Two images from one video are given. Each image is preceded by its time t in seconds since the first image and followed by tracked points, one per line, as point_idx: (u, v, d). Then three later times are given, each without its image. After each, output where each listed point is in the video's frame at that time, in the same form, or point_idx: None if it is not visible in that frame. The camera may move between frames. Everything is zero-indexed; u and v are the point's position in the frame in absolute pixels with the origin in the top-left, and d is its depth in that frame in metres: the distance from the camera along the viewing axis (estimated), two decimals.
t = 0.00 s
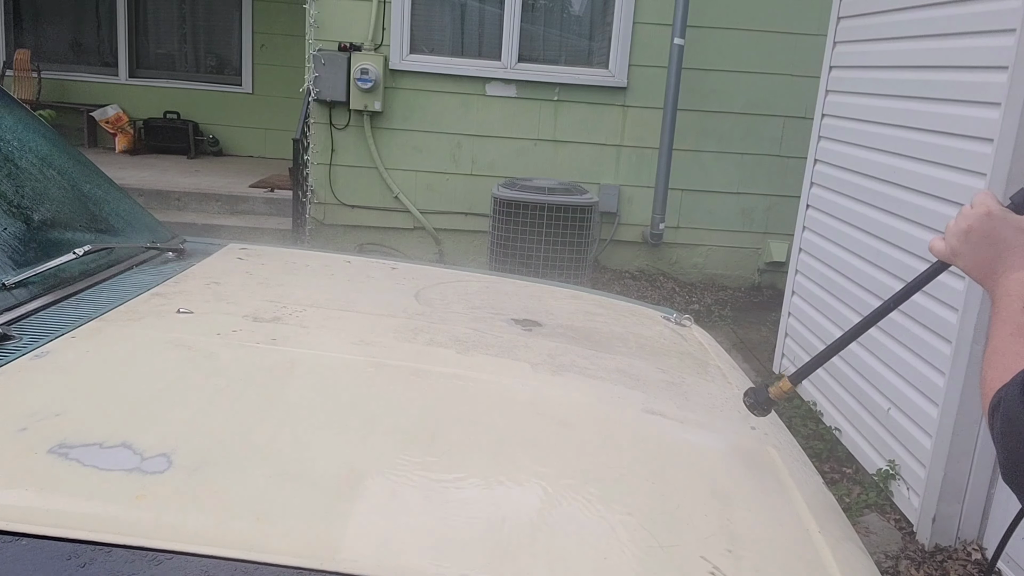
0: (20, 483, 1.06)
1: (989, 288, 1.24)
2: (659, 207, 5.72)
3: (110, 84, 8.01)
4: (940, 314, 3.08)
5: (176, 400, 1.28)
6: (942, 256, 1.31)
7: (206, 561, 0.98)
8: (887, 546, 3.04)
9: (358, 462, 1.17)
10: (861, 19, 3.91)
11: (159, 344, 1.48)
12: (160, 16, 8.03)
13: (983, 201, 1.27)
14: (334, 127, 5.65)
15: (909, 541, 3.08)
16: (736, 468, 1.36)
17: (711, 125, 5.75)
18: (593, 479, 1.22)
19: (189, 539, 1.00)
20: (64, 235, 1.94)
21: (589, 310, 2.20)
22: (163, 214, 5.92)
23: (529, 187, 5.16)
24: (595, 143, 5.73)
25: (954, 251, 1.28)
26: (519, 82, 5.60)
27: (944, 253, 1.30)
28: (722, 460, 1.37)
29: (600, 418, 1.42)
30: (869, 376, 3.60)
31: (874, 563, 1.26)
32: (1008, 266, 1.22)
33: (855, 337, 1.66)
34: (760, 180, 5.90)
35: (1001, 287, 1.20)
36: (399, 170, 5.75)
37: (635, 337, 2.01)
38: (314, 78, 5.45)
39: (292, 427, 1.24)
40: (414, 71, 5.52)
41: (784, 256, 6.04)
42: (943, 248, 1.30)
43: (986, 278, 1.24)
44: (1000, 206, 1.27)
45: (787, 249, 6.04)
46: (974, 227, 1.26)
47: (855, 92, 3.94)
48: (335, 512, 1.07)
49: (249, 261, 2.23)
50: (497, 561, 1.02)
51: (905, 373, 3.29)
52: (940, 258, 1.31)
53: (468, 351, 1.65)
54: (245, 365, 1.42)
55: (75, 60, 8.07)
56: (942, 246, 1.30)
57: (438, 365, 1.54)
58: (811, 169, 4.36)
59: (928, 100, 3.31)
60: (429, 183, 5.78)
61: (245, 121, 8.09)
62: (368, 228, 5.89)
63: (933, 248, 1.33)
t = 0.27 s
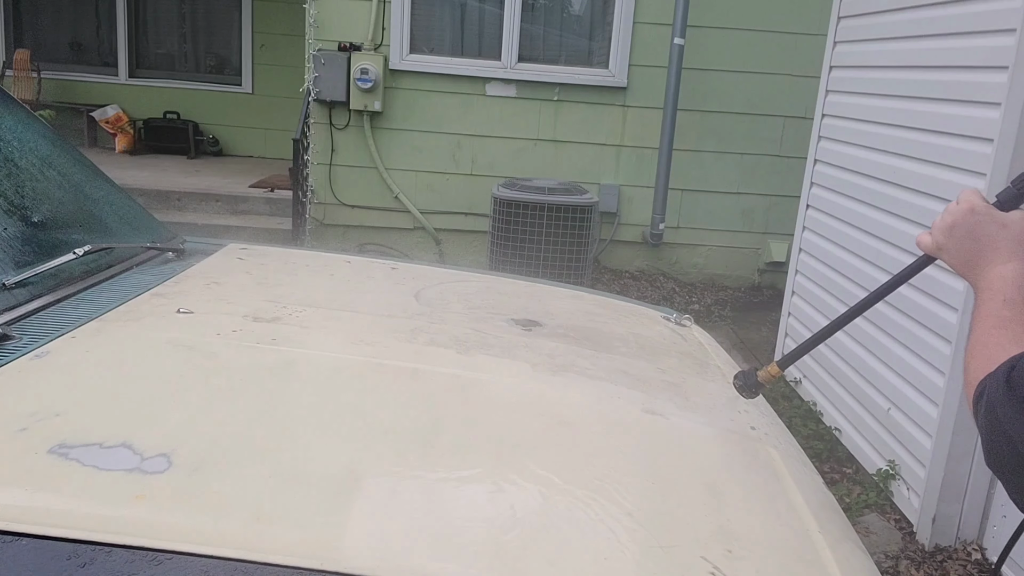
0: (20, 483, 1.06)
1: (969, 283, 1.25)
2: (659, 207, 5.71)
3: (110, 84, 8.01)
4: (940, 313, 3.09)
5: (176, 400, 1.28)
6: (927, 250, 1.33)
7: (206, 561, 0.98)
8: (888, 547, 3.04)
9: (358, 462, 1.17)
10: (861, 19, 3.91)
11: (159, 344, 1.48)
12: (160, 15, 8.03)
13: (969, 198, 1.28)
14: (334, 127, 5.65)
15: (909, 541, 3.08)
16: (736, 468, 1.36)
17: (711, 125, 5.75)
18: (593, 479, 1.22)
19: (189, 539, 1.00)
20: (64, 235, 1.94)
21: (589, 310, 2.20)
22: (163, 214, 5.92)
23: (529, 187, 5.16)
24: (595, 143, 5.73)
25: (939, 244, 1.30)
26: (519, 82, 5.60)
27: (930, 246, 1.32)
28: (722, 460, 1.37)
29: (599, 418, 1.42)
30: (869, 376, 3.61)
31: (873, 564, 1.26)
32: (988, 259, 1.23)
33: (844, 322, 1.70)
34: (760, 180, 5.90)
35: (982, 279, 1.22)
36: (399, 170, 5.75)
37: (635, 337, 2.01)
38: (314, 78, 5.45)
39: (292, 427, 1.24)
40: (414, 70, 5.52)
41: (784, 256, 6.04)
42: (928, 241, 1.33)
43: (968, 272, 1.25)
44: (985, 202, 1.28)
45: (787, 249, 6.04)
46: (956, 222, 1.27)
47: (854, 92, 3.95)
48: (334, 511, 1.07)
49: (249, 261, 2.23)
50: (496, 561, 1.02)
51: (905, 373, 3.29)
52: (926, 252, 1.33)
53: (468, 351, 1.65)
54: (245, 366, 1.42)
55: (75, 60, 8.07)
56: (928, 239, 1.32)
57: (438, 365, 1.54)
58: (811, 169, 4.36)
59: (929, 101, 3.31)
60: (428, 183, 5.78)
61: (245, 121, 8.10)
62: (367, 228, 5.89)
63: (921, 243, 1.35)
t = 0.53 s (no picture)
0: (22, 483, 1.07)
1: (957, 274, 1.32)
2: (659, 207, 5.72)
3: (111, 85, 8.02)
4: (939, 313, 3.09)
5: (177, 400, 1.29)
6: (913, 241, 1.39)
7: (207, 561, 0.99)
8: (886, 546, 3.04)
9: (358, 462, 1.18)
10: (861, 19, 3.92)
11: (160, 344, 1.49)
12: (160, 16, 8.04)
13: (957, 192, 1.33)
14: (335, 127, 5.66)
15: (908, 540, 3.08)
16: (734, 468, 1.36)
17: (711, 125, 5.75)
18: (591, 479, 1.22)
19: (191, 539, 1.01)
20: (65, 235, 1.95)
21: (588, 310, 2.21)
22: (164, 214, 5.93)
23: (529, 187, 5.16)
24: (595, 143, 5.73)
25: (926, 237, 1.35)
26: (519, 82, 5.60)
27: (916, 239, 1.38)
28: (720, 459, 1.38)
29: (598, 418, 1.42)
30: (868, 376, 3.61)
31: (871, 563, 1.26)
32: (977, 252, 1.29)
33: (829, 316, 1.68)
34: (760, 179, 5.90)
35: (971, 272, 1.29)
36: (399, 170, 5.76)
37: (635, 336, 2.01)
38: (314, 79, 5.46)
39: (293, 427, 1.25)
40: (415, 71, 5.53)
41: (784, 256, 6.05)
42: (916, 232, 1.38)
43: (957, 264, 1.31)
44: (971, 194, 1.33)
45: (787, 249, 6.04)
46: (948, 216, 1.32)
47: (854, 92, 3.95)
48: (334, 511, 1.08)
49: (249, 261, 2.24)
50: (495, 560, 1.03)
51: (904, 373, 3.30)
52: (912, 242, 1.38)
53: (467, 352, 1.66)
54: (246, 366, 1.43)
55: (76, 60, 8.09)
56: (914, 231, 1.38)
57: (438, 365, 1.54)
58: (811, 169, 4.36)
59: (928, 101, 3.32)
60: (429, 183, 5.79)
61: (246, 122, 8.11)
62: (368, 228, 5.89)
63: (908, 233, 1.40)
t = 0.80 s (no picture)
0: (22, 483, 1.07)
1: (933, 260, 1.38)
2: (659, 207, 5.72)
3: (111, 85, 8.02)
4: (939, 313, 3.09)
5: (177, 400, 1.29)
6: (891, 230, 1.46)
7: (207, 561, 0.99)
8: (886, 546, 3.04)
9: (358, 462, 1.18)
10: (861, 19, 3.92)
11: (159, 345, 1.49)
12: (160, 15, 8.03)
13: (929, 183, 1.41)
14: (335, 127, 5.66)
15: (908, 540, 3.08)
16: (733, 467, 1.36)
17: (711, 125, 5.75)
18: (592, 479, 1.22)
19: (191, 538, 1.01)
20: (65, 235, 1.95)
21: (588, 310, 2.21)
22: (164, 214, 5.93)
23: (529, 187, 5.16)
24: (596, 143, 5.73)
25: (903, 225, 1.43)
26: (519, 82, 5.61)
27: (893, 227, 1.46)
28: (719, 459, 1.38)
29: (599, 418, 1.42)
30: (868, 376, 3.61)
31: (871, 562, 1.26)
32: (951, 238, 1.36)
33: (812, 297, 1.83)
34: (760, 180, 5.90)
35: (947, 259, 1.35)
36: (399, 170, 5.76)
37: (635, 336, 2.01)
38: (314, 79, 5.46)
39: (292, 427, 1.25)
40: (414, 71, 5.53)
41: (784, 256, 6.05)
42: (894, 223, 1.45)
43: (933, 251, 1.38)
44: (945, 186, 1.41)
45: (787, 249, 6.04)
46: (922, 204, 1.40)
47: (854, 92, 3.95)
48: (335, 512, 1.08)
49: (249, 261, 2.24)
50: (496, 561, 1.03)
51: (904, 373, 3.30)
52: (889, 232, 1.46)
53: (467, 351, 1.66)
54: (246, 366, 1.43)
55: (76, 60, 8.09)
56: (889, 220, 1.46)
57: (438, 365, 1.54)
58: (811, 169, 4.36)
59: (928, 101, 3.32)
60: (429, 183, 5.79)
61: (246, 122, 8.11)
62: (368, 228, 5.90)
63: (886, 224, 1.47)
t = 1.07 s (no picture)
0: (22, 483, 1.07)
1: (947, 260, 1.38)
2: (659, 207, 5.72)
3: (111, 85, 8.02)
4: (939, 313, 3.09)
5: (177, 400, 1.29)
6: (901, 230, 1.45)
7: (208, 561, 0.99)
8: (886, 546, 3.04)
9: (358, 462, 1.18)
10: (861, 19, 3.92)
11: (159, 345, 1.49)
12: (160, 16, 8.03)
13: (940, 182, 1.41)
14: (335, 127, 5.66)
15: (907, 540, 3.08)
16: (734, 467, 1.37)
17: (711, 125, 5.75)
18: (593, 478, 1.22)
19: (191, 538, 1.01)
20: (65, 235, 1.95)
21: (588, 310, 2.21)
22: (164, 214, 5.93)
23: (529, 187, 5.16)
24: (596, 143, 5.74)
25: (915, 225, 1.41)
26: (519, 82, 5.61)
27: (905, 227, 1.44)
28: (719, 458, 1.38)
29: (599, 418, 1.42)
30: (868, 376, 3.61)
31: (871, 562, 1.26)
32: (964, 237, 1.36)
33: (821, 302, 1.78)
34: (760, 180, 5.90)
35: (962, 257, 1.35)
36: (399, 170, 5.76)
37: (635, 336, 2.01)
38: (314, 79, 5.46)
39: (292, 427, 1.25)
40: (415, 71, 5.53)
41: (784, 256, 6.05)
42: (904, 223, 1.44)
43: (946, 250, 1.37)
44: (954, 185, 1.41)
45: (787, 249, 6.05)
46: (934, 204, 1.39)
47: (854, 93, 3.95)
48: (335, 511, 1.08)
49: (249, 261, 2.24)
50: (496, 560, 1.03)
51: (904, 373, 3.30)
52: (899, 233, 1.44)
53: (468, 351, 1.66)
54: (246, 366, 1.43)
55: (76, 60, 8.09)
56: (900, 221, 1.44)
57: (439, 365, 1.54)
58: (811, 169, 4.36)
59: (928, 102, 3.32)
60: (429, 183, 5.79)
61: (246, 122, 8.11)
62: (368, 228, 5.90)
63: (895, 224, 1.46)
